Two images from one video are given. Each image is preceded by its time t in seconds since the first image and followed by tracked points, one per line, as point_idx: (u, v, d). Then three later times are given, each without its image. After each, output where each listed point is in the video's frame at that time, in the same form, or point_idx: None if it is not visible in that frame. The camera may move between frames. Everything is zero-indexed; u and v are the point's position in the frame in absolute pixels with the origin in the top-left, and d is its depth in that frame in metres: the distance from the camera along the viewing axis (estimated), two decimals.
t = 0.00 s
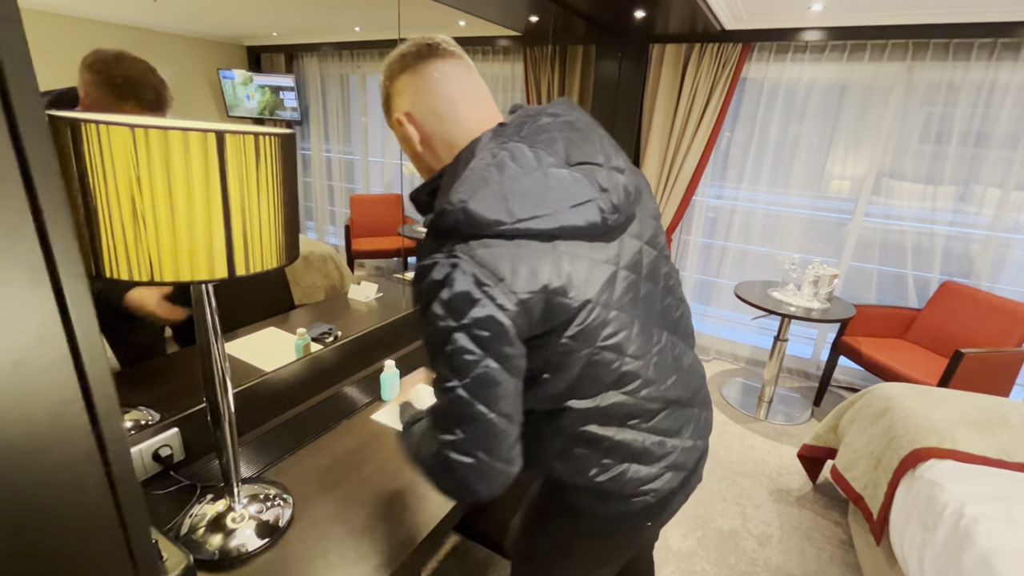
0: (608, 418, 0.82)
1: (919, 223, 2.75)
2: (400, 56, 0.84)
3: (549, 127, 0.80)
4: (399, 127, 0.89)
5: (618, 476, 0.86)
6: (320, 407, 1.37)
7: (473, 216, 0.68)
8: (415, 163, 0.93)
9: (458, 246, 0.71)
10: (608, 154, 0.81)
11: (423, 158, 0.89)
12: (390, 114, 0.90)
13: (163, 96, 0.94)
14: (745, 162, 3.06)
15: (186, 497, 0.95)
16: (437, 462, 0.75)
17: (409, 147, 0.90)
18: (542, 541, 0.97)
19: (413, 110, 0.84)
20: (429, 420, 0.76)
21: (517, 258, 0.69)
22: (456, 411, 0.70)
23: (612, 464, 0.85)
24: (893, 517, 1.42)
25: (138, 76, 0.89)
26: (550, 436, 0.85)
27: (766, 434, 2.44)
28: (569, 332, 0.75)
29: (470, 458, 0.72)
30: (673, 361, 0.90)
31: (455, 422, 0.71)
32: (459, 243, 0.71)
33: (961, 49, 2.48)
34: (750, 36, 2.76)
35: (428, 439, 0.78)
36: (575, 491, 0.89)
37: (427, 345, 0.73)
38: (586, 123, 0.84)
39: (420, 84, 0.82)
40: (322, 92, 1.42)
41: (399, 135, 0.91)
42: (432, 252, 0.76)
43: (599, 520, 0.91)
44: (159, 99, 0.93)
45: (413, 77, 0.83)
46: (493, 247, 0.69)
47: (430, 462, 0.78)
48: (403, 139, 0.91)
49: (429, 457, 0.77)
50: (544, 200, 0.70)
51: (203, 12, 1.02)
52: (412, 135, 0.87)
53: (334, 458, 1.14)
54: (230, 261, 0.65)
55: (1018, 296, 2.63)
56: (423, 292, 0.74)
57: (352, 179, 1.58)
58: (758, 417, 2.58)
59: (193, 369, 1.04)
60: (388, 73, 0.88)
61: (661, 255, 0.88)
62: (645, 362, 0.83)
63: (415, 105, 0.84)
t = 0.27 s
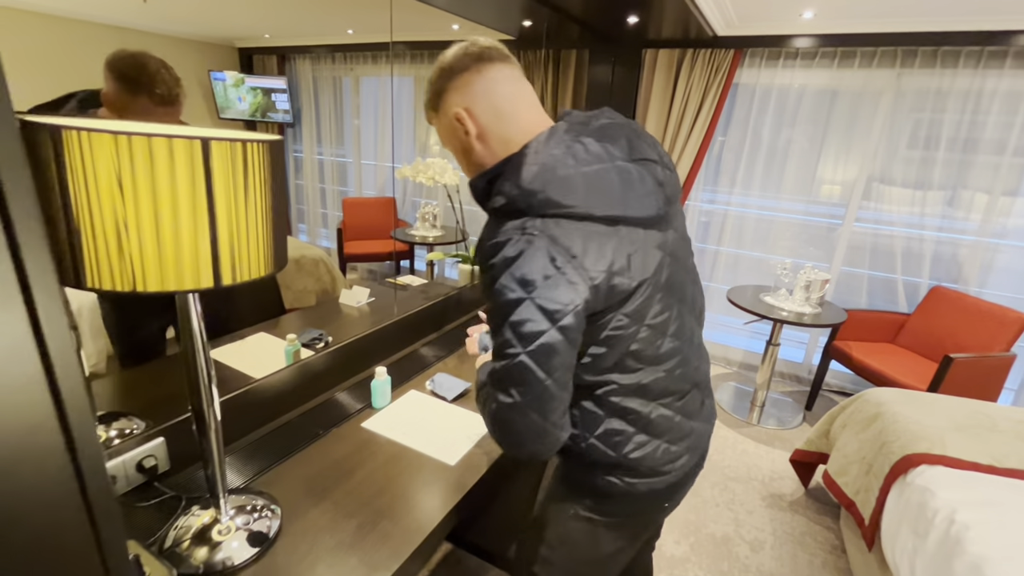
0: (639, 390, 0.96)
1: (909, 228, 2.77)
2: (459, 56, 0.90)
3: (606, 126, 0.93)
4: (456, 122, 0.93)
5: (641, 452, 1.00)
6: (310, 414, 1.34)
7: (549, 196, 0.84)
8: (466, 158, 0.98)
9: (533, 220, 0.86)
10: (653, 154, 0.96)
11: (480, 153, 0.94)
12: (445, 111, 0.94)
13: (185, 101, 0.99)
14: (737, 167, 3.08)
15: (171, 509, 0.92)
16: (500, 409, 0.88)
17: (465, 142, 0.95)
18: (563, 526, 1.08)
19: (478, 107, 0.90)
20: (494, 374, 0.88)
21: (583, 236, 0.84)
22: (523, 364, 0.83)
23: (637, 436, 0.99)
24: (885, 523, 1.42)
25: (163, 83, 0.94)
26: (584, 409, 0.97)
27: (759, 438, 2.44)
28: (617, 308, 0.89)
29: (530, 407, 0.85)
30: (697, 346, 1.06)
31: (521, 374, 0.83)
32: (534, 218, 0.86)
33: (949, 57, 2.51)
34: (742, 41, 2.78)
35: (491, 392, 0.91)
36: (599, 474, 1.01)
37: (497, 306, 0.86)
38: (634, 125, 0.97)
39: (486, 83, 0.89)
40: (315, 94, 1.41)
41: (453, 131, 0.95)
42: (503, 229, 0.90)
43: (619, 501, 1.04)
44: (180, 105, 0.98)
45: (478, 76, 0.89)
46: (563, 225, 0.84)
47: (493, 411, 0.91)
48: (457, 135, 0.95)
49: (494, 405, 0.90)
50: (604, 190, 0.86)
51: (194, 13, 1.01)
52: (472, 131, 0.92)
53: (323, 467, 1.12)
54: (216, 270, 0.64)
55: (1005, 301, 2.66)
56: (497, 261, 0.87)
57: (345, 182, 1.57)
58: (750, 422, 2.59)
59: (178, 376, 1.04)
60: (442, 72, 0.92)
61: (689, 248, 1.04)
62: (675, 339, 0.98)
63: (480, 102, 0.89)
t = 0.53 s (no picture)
0: (679, 368, 1.01)
1: (898, 233, 2.80)
2: (510, 66, 0.95)
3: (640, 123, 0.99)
4: (506, 127, 0.97)
5: (677, 429, 1.03)
6: (301, 423, 1.32)
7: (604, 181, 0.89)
8: (511, 161, 1.02)
9: (587, 203, 0.89)
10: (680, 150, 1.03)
11: (528, 156, 0.99)
12: (493, 117, 0.98)
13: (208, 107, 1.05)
14: (728, 172, 3.10)
15: (158, 523, 0.91)
16: (557, 382, 0.89)
17: (511, 146, 0.99)
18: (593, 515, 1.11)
19: (531, 113, 0.95)
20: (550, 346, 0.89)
21: (635, 218, 0.90)
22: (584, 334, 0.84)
23: (675, 412, 1.03)
24: (876, 528, 1.43)
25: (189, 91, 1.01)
26: (623, 389, 1.00)
27: (751, 443, 2.45)
28: (660, 288, 0.94)
29: (588, 375, 0.87)
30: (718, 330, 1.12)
31: (579, 345, 0.84)
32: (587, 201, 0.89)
33: (936, 64, 2.54)
34: (733, 48, 2.80)
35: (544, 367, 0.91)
36: (634, 457, 1.03)
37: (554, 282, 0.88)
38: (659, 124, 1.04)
39: (538, 92, 0.95)
40: (306, 98, 1.39)
41: (499, 136, 1.00)
42: (553, 215, 0.93)
43: (653, 484, 1.06)
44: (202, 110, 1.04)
45: (530, 85, 0.95)
46: (617, 207, 0.89)
47: (547, 386, 0.91)
48: (504, 139, 0.99)
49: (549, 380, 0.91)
50: (652, 179, 0.92)
51: (182, 16, 0.99)
52: (522, 135, 0.97)
53: (314, 477, 1.10)
54: (204, 280, 0.63)
55: (992, 305, 2.70)
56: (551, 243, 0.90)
57: (336, 185, 1.55)
58: (743, 426, 2.60)
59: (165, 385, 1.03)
60: (491, 79, 0.96)
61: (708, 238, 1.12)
62: (705, 321, 1.04)
63: (533, 109, 0.95)
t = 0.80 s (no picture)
0: (703, 355, 1.00)
1: (887, 236, 2.83)
2: (534, 62, 0.95)
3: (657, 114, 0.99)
4: (530, 121, 0.96)
5: (697, 417, 1.03)
6: (291, 430, 1.30)
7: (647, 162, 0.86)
8: (532, 156, 1.00)
9: (630, 182, 0.86)
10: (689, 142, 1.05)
11: (551, 150, 0.97)
12: (516, 111, 0.96)
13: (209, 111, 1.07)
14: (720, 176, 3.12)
15: (143, 534, 0.88)
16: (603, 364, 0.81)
17: (534, 140, 0.98)
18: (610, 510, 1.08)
19: (556, 107, 0.94)
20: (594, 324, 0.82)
21: (676, 201, 0.88)
22: (638, 308, 0.79)
23: (697, 401, 1.02)
24: (869, 531, 1.44)
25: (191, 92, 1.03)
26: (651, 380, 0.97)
27: (744, 445, 2.46)
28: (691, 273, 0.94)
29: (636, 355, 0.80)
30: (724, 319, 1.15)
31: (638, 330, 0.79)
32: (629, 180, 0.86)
33: (923, 69, 2.57)
34: (724, 52, 2.82)
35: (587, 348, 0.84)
36: (657, 451, 1.01)
37: (599, 257, 0.82)
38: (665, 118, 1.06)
39: (561, 89, 0.95)
40: (296, 99, 1.37)
41: (521, 130, 0.98)
42: (590, 194, 0.88)
43: (672, 477, 1.04)
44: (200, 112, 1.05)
45: (554, 82, 0.95)
46: (660, 190, 0.86)
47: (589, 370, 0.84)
48: (527, 133, 0.98)
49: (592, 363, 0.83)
50: (686, 167, 0.91)
51: (170, 17, 0.97)
52: (546, 129, 0.95)
53: (305, 485, 1.08)
54: (190, 287, 0.61)
55: (979, 307, 2.73)
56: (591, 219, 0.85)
57: (327, 188, 1.53)
58: (735, 428, 2.61)
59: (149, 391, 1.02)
60: (513, 74, 0.95)
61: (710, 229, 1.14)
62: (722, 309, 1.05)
63: (557, 103, 0.94)
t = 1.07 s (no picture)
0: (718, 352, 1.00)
1: (875, 236, 2.86)
2: (536, 59, 0.94)
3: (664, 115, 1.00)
4: (532, 119, 0.95)
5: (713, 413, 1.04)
6: (282, 434, 1.28)
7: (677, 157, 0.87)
8: (533, 154, 0.99)
9: (664, 176, 0.85)
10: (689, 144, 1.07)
11: (553, 148, 0.97)
12: (518, 107, 0.95)
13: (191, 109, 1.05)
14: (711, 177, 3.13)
15: (127, 543, 0.86)
16: (663, 361, 0.78)
17: (535, 139, 0.97)
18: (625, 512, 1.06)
19: (560, 105, 0.94)
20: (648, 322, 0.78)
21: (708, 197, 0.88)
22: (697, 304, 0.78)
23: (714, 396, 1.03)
24: (860, 530, 1.44)
25: (171, 88, 0.99)
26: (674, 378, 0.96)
27: (736, 445, 2.47)
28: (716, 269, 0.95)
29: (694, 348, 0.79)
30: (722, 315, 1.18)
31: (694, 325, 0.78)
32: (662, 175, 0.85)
33: (910, 72, 2.60)
34: (714, 53, 2.84)
35: (639, 348, 0.79)
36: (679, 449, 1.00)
37: (647, 250, 0.79)
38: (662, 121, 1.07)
39: (563, 87, 0.95)
40: (287, 99, 1.36)
41: (522, 127, 0.97)
42: (623, 189, 0.86)
43: (691, 474, 1.04)
44: (182, 109, 1.02)
45: (557, 79, 0.94)
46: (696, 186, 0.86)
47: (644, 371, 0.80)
48: (528, 131, 0.96)
49: (648, 362, 0.79)
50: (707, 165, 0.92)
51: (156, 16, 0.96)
52: (549, 126, 0.94)
53: (295, 491, 1.07)
54: (176, 290, 0.60)
55: (965, 306, 2.77)
56: (631, 212, 0.82)
57: (318, 189, 1.51)
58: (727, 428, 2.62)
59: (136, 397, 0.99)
60: (515, 71, 0.94)
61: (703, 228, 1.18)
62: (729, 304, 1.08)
63: (560, 101, 0.94)
